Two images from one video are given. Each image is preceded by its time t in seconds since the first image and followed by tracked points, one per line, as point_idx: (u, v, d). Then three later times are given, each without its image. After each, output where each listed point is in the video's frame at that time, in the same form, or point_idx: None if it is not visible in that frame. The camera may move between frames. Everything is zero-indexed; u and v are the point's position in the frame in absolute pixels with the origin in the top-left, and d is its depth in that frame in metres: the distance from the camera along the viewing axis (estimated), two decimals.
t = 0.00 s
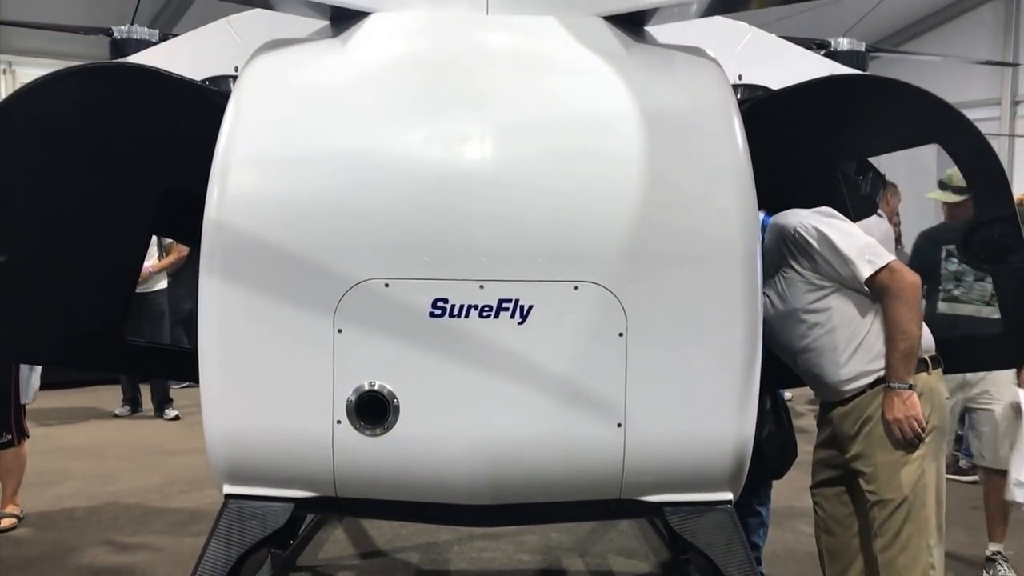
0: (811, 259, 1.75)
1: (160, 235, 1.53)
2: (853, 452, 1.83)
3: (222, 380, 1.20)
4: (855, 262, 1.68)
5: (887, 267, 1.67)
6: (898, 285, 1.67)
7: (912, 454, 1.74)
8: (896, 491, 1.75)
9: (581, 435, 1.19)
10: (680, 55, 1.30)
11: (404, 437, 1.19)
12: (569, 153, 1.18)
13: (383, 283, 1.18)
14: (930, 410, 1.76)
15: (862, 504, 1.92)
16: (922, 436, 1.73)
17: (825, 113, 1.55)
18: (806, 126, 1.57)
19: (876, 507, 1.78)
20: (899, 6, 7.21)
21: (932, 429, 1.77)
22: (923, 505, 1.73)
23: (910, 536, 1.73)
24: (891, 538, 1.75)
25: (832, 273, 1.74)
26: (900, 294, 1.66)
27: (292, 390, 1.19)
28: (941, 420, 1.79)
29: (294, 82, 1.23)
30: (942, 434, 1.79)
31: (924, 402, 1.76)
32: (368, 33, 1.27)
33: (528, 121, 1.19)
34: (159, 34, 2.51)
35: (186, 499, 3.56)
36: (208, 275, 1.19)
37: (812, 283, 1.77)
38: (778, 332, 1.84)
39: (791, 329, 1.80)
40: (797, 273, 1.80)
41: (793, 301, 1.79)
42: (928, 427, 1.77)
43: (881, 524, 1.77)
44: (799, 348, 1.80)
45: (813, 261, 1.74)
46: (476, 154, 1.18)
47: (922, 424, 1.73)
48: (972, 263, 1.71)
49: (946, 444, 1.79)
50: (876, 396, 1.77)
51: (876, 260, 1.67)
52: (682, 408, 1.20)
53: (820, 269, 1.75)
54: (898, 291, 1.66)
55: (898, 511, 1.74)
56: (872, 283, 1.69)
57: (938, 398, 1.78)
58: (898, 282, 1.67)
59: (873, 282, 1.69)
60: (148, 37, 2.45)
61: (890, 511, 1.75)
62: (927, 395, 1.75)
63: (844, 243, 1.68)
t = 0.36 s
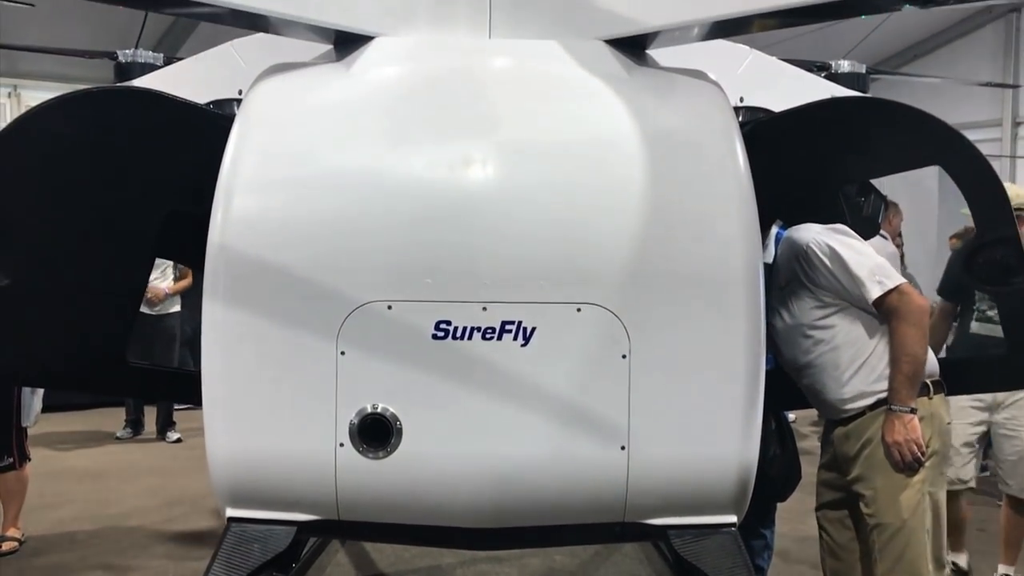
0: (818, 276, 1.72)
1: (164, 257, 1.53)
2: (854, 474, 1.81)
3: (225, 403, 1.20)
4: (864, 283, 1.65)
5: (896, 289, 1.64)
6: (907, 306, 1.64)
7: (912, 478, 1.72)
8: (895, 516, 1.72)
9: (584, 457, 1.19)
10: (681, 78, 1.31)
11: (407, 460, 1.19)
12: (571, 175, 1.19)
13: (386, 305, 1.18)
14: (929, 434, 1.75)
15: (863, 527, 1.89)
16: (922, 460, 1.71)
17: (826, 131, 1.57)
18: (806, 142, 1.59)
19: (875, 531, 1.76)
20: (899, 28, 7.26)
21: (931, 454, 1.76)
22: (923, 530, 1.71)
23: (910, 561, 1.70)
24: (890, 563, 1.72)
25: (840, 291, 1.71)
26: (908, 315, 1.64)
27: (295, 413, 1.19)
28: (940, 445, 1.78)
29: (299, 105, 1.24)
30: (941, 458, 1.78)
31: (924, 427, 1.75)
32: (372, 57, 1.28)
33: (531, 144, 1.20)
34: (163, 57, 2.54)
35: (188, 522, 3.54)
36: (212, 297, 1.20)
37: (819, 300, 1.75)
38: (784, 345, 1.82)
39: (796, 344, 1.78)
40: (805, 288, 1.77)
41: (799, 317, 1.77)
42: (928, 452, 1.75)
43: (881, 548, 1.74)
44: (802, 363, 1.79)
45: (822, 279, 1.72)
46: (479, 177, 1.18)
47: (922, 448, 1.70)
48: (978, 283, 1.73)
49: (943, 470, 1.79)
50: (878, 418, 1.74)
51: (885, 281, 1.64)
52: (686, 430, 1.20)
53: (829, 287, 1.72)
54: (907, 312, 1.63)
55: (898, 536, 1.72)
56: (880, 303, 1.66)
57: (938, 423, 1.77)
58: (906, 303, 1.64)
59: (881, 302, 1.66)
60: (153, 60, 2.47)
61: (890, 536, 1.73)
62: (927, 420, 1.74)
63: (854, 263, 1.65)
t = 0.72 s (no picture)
0: (831, 298, 1.71)
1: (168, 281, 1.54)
2: (860, 499, 1.79)
3: (227, 426, 1.20)
4: (877, 306, 1.63)
5: (909, 314, 1.62)
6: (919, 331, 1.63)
7: (922, 503, 1.71)
8: (903, 541, 1.71)
9: (587, 482, 1.19)
10: (682, 103, 1.33)
11: (409, 484, 1.18)
12: (573, 200, 1.20)
13: (388, 329, 1.18)
14: (939, 459, 1.74)
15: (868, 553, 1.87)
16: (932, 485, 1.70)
17: (827, 152, 1.60)
18: (807, 162, 1.62)
19: (882, 557, 1.74)
20: (898, 53, 7.32)
21: (940, 480, 1.75)
22: (929, 556, 1.70)
23: None
24: None
25: (853, 314, 1.70)
26: (920, 340, 1.62)
27: (298, 437, 1.19)
28: (947, 469, 1.77)
29: (303, 131, 1.25)
30: (949, 483, 1.77)
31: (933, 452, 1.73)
32: (375, 83, 1.30)
33: (533, 169, 1.21)
34: (168, 82, 2.56)
35: (188, 547, 3.51)
36: (215, 322, 1.20)
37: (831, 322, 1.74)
38: (796, 366, 1.82)
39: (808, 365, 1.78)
40: (817, 310, 1.76)
41: (811, 338, 1.77)
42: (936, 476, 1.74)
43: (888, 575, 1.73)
44: (811, 384, 1.78)
45: (835, 301, 1.71)
46: (482, 201, 1.19)
47: (932, 473, 1.69)
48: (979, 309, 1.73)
49: (951, 495, 1.77)
50: (885, 443, 1.73)
51: (899, 305, 1.62)
52: (688, 454, 1.20)
53: (842, 309, 1.70)
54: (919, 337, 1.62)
55: (906, 562, 1.71)
56: (892, 328, 1.64)
57: (945, 448, 1.76)
58: (918, 327, 1.63)
59: (893, 327, 1.64)
60: (158, 85, 2.50)
61: (897, 562, 1.72)
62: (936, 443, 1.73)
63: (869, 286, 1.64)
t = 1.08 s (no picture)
0: (829, 321, 1.71)
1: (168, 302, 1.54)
2: (862, 521, 1.78)
3: (226, 448, 1.20)
4: (876, 328, 1.63)
5: (908, 336, 1.62)
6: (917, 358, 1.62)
7: (924, 525, 1.70)
8: (907, 564, 1.70)
9: (587, 505, 1.18)
10: (679, 126, 1.34)
11: (408, 506, 1.18)
12: (571, 223, 1.21)
13: (388, 351, 1.19)
14: (940, 480, 1.73)
15: None
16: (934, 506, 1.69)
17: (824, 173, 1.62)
18: (804, 182, 1.64)
19: None
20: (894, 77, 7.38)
21: (942, 501, 1.74)
22: None
23: None
24: None
25: (852, 337, 1.70)
26: (918, 365, 1.62)
27: (298, 460, 1.19)
28: (949, 490, 1.76)
29: (304, 154, 1.26)
30: (951, 504, 1.75)
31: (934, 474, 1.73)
32: (375, 107, 1.31)
33: (532, 192, 1.22)
34: (169, 105, 2.58)
35: (185, 570, 3.49)
36: (215, 344, 1.20)
37: (830, 345, 1.74)
38: (795, 389, 1.82)
39: (807, 388, 1.78)
40: (816, 333, 1.76)
41: (810, 360, 1.77)
42: (938, 498, 1.73)
43: None
44: (810, 406, 1.78)
45: (833, 323, 1.71)
46: (482, 224, 1.20)
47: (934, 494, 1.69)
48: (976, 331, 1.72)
49: (954, 516, 1.76)
50: (885, 465, 1.73)
51: (898, 328, 1.62)
52: (688, 477, 1.19)
53: (841, 332, 1.71)
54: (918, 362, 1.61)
55: None
56: (891, 350, 1.64)
57: (946, 469, 1.75)
58: (916, 351, 1.62)
59: (892, 349, 1.64)
60: (159, 107, 2.52)
61: None
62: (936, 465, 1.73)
63: (867, 308, 1.64)
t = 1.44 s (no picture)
0: (827, 344, 1.71)
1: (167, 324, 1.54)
2: (857, 545, 1.78)
3: (224, 471, 1.19)
4: (872, 353, 1.63)
5: (905, 360, 1.62)
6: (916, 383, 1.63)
7: (920, 551, 1.68)
8: None
9: (586, 529, 1.18)
10: (677, 149, 1.35)
11: (407, 530, 1.17)
12: (570, 245, 1.21)
13: (387, 373, 1.19)
14: (936, 504, 1.71)
15: None
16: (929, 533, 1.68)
17: (825, 195, 1.63)
18: (804, 204, 1.65)
19: None
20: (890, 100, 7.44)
21: (938, 525, 1.71)
22: None
23: None
24: None
25: (849, 360, 1.69)
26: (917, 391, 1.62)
27: (296, 482, 1.18)
28: (946, 514, 1.73)
29: (304, 177, 1.27)
30: (948, 527, 1.73)
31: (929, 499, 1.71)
32: (374, 130, 1.33)
33: (531, 215, 1.23)
34: (168, 127, 2.60)
35: None
36: (214, 367, 1.20)
37: (829, 367, 1.74)
38: (795, 410, 1.82)
39: (806, 410, 1.78)
40: (814, 355, 1.76)
41: (808, 382, 1.77)
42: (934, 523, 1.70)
43: None
44: (808, 429, 1.78)
45: (830, 346, 1.71)
46: (481, 246, 1.21)
47: (929, 521, 1.67)
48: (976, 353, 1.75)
49: (951, 540, 1.73)
50: (882, 489, 1.71)
51: (894, 352, 1.62)
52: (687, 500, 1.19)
53: (838, 354, 1.70)
54: (917, 387, 1.61)
55: None
56: (888, 375, 1.64)
57: (941, 493, 1.73)
58: (914, 376, 1.63)
59: (888, 373, 1.64)
60: (159, 130, 2.53)
61: None
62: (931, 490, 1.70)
63: (865, 331, 1.64)
